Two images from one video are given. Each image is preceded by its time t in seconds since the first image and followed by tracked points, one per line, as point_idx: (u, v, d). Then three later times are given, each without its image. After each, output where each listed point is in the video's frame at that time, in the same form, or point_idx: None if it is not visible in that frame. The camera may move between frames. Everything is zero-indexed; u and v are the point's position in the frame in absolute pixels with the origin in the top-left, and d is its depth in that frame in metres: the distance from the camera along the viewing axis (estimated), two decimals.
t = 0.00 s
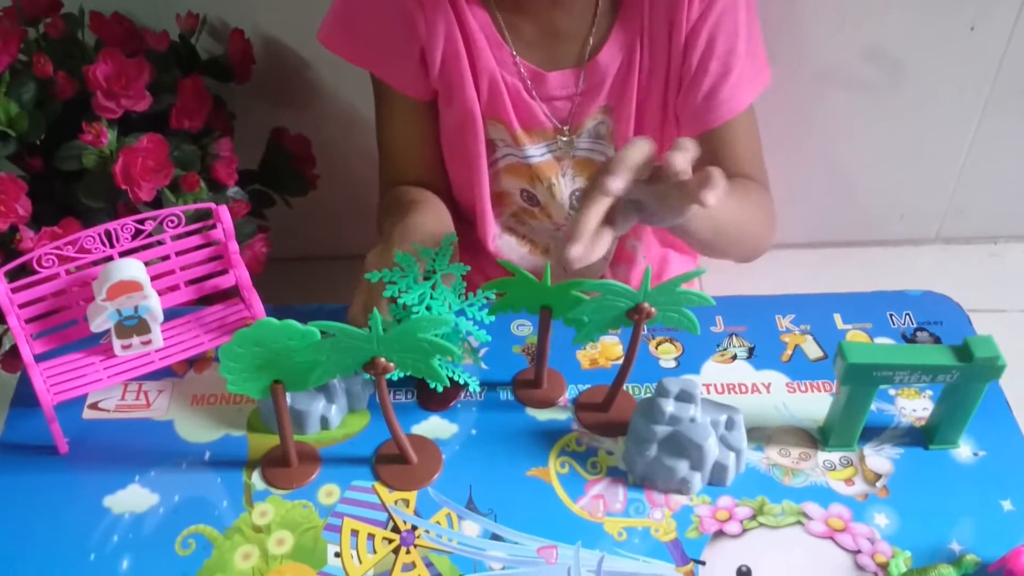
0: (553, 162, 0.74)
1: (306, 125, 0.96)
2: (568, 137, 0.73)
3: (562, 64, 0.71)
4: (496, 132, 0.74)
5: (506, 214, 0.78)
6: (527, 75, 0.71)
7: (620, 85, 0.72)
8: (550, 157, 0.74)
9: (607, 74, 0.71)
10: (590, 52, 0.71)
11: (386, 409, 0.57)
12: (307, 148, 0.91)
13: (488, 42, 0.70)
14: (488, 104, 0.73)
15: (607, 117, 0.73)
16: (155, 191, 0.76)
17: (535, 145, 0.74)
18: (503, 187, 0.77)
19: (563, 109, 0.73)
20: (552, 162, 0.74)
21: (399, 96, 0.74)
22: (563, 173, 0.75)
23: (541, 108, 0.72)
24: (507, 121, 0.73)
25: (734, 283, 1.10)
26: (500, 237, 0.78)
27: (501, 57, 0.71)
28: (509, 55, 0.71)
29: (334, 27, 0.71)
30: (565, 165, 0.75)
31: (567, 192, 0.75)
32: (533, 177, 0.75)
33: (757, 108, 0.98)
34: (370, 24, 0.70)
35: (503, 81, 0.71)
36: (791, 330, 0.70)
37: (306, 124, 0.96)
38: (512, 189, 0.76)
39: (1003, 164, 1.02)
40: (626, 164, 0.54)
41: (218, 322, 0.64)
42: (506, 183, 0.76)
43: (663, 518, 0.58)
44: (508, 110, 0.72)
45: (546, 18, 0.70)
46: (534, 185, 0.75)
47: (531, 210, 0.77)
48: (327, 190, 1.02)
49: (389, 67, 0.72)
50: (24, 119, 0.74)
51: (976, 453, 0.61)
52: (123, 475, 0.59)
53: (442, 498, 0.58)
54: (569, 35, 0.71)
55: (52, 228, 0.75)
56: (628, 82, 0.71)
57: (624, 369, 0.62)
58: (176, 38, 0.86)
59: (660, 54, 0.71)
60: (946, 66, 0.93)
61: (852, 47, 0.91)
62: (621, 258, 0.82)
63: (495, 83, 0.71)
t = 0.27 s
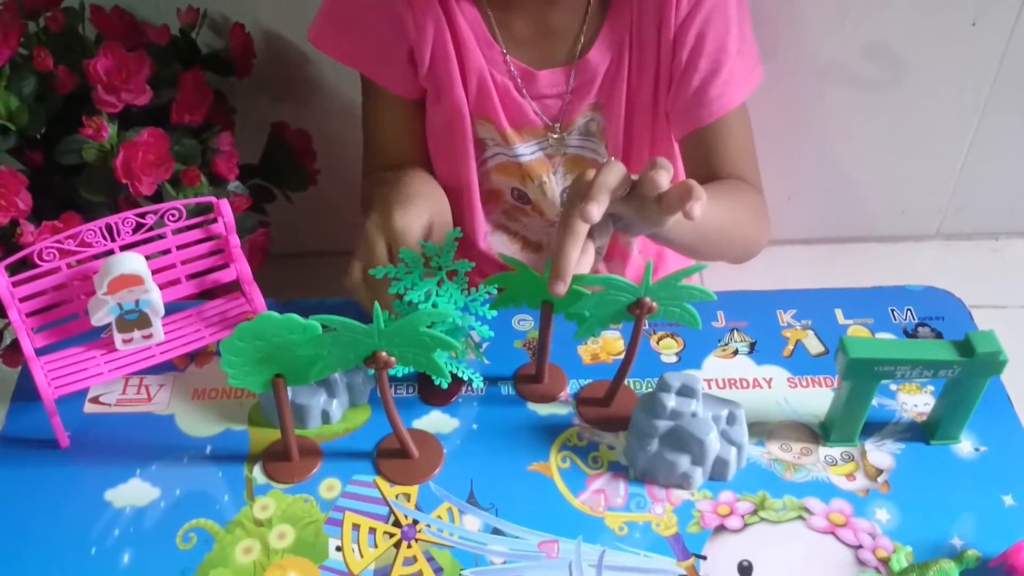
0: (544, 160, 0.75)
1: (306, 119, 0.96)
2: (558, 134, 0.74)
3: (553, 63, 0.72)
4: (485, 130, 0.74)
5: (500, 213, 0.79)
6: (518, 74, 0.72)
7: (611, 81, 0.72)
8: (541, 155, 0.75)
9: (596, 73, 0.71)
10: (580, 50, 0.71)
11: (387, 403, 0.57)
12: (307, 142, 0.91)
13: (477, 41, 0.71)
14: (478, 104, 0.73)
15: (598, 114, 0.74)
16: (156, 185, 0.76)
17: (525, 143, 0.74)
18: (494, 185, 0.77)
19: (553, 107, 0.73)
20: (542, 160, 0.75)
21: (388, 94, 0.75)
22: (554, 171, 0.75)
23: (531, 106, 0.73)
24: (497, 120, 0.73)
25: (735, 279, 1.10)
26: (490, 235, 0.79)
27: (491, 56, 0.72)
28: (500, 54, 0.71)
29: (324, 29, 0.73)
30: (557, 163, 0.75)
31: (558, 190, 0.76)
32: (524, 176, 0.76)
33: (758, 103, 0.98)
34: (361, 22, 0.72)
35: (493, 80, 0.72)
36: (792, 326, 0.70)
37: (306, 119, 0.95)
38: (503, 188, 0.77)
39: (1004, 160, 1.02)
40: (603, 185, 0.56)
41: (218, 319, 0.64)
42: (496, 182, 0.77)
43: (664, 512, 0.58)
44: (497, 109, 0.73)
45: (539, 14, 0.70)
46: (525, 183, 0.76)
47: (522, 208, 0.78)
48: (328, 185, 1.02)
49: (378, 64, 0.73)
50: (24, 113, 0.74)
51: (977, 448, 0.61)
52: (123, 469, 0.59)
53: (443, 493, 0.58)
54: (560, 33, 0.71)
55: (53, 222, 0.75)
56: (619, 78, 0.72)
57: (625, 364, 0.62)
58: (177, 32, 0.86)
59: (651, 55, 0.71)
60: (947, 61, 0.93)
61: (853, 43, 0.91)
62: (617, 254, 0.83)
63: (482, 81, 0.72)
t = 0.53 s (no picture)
0: (541, 153, 0.78)
1: (309, 114, 0.96)
2: (557, 128, 0.77)
3: (553, 56, 0.75)
4: (483, 124, 0.78)
5: (498, 205, 0.82)
6: (516, 67, 0.75)
7: (610, 76, 0.75)
8: (538, 149, 0.78)
9: (595, 67, 0.75)
10: (578, 44, 0.75)
11: (390, 397, 0.57)
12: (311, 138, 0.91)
13: (477, 33, 0.74)
14: (477, 99, 0.77)
15: (595, 108, 0.77)
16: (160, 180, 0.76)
17: (523, 137, 0.78)
18: (492, 178, 0.81)
19: (552, 100, 0.77)
20: (539, 154, 0.78)
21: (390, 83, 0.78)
22: (551, 165, 0.78)
23: (529, 99, 0.76)
24: (494, 112, 0.77)
25: (737, 274, 1.10)
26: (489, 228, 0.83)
27: (490, 48, 0.75)
28: (499, 47, 0.75)
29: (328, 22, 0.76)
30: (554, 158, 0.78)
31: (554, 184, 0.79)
32: (521, 170, 0.79)
33: (762, 99, 0.98)
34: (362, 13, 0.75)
35: (493, 72, 0.75)
36: (796, 322, 0.70)
37: (309, 114, 0.96)
38: (501, 181, 0.80)
39: (1007, 158, 1.02)
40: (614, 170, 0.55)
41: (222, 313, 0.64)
42: (493, 175, 0.80)
43: (667, 508, 0.58)
44: (495, 102, 0.76)
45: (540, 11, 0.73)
46: (523, 177, 0.79)
47: (519, 202, 0.81)
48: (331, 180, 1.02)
49: (380, 53, 0.77)
50: (28, 106, 0.74)
51: (980, 444, 0.61)
52: (127, 463, 0.59)
53: (446, 487, 0.58)
54: (559, 27, 0.74)
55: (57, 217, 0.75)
56: (617, 71, 0.75)
57: (629, 359, 0.62)
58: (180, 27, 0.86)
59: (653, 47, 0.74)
60: (949, 59, 0.93)
61: (856, 40, 0.91)
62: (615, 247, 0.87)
63: (481, 73, 0.75)
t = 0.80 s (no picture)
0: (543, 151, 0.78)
1: (310, 114, 0.96)
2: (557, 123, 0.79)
3: (554, 55, 0.78)
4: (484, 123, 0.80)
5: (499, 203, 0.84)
6: (519, 67, 0.78)
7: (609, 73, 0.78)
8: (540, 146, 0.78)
9: (596, 63, 0.77)
10: (580, 41, 0.77)
11: (390, 398, 0.57)
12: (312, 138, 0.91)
13: (480, 33, 0.76)
14: (480, 99, 0.79)
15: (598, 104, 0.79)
16: (160, 180, 0.76)
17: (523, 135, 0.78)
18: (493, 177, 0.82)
19: (553, 99, 0.79)
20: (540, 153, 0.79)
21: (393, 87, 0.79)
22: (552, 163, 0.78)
23: (532, 98, 0.79)
24: (497, 111, 0.79)
25: (737, 275, 1.10)
26: (490, 226, 0.86)
27: (494, 48, 0.77)
28: (502, 46, 0.77)
29: (329, 20, 0.77)
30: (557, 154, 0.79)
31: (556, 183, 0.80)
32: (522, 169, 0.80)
33: (762, 100, 0.98)
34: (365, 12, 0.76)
35: (496, 70, 0.78)
36: (795, 323, 0.70)
37: (310, 113, 0.96)
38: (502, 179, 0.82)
39: (1006, 158, 1.03)
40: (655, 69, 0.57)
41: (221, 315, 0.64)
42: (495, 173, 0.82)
43: (665, 509, 0.58)
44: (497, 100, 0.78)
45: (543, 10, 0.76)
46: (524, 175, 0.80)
47: (522, 201, 0.83)
48: (332, 181, 1.02)
49: (385, 55, 0.77)
50: (29, 106, 0.74)
51: (978, 446, 0.61)
52: (127, 463, 0.60)
53: (446, 488, 0.58)
54: (562, 25, 0.77)
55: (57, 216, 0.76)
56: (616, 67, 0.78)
57: (628, 360, 0.62)
58: (181, 27, 0.86)
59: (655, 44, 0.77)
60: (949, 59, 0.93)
61: (857, 41, 0.91)
62: (617, 248, 0.87)
63: (483, 72, 0.78)
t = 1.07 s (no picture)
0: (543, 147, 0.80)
1: (310, 114, 0.96)
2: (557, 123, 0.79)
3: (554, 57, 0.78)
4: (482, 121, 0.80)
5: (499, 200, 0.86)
6: (521, 68, 0.78)
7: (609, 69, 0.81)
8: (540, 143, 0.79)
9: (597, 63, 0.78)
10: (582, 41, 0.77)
11: (388, 397, 0.57)
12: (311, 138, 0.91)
13: (479, 37, 0.77)
14: (478, 102, 0.79)
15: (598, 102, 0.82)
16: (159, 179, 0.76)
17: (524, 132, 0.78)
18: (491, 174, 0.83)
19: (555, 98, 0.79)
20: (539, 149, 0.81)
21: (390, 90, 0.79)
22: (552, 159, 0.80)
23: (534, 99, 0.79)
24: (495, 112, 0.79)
25: (736, 276, 1.11)
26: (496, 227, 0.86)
27: (495, 51, 0.77)
28: (503, 49, 0.77)
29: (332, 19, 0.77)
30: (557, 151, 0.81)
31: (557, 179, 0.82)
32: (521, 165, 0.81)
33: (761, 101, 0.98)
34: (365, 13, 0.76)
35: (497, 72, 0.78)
36: (792, 324, 0.70)
37: (309, 114, 0.96)
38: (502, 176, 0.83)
39: (1005, 159, 1.03)
40: None
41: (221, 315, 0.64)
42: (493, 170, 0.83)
43: (663, 509, 0.58)
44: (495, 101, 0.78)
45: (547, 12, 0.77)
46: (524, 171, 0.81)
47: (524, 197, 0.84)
48: (331, 181, 1.02)
49: (386, 58, 0.77)
50: (28, 106, 0.74)
51: (975, 447, 0.61)
52: (125, 463, 0.60)
53: (443, 488, 0.59)
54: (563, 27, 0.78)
55: (56, 216, 0.76)
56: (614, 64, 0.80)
57: (626, 361, 0.62)
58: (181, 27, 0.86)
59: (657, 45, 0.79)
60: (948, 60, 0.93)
61: (856, 41, 0.92)
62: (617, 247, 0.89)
63: (478, 77, 0.78)
